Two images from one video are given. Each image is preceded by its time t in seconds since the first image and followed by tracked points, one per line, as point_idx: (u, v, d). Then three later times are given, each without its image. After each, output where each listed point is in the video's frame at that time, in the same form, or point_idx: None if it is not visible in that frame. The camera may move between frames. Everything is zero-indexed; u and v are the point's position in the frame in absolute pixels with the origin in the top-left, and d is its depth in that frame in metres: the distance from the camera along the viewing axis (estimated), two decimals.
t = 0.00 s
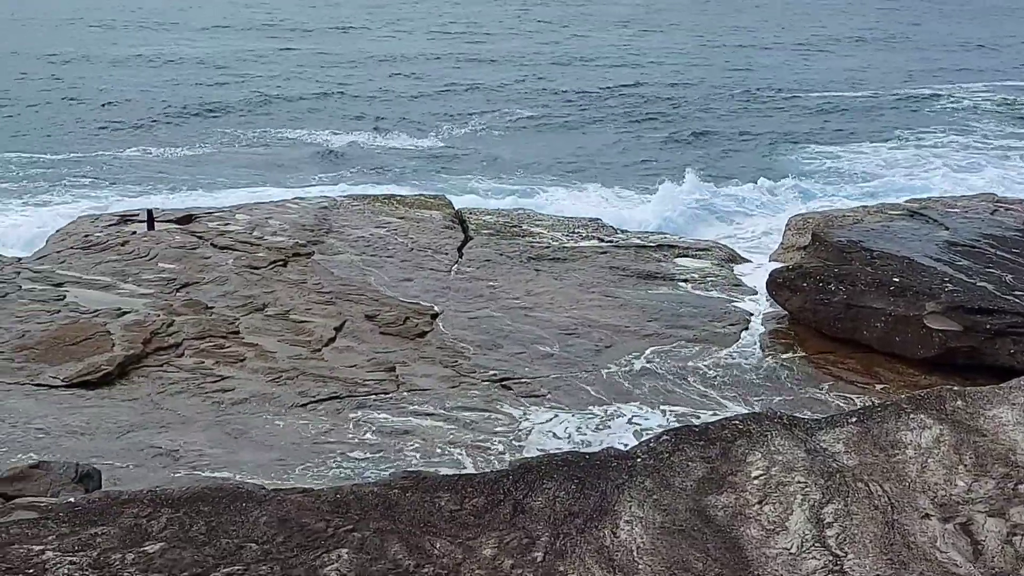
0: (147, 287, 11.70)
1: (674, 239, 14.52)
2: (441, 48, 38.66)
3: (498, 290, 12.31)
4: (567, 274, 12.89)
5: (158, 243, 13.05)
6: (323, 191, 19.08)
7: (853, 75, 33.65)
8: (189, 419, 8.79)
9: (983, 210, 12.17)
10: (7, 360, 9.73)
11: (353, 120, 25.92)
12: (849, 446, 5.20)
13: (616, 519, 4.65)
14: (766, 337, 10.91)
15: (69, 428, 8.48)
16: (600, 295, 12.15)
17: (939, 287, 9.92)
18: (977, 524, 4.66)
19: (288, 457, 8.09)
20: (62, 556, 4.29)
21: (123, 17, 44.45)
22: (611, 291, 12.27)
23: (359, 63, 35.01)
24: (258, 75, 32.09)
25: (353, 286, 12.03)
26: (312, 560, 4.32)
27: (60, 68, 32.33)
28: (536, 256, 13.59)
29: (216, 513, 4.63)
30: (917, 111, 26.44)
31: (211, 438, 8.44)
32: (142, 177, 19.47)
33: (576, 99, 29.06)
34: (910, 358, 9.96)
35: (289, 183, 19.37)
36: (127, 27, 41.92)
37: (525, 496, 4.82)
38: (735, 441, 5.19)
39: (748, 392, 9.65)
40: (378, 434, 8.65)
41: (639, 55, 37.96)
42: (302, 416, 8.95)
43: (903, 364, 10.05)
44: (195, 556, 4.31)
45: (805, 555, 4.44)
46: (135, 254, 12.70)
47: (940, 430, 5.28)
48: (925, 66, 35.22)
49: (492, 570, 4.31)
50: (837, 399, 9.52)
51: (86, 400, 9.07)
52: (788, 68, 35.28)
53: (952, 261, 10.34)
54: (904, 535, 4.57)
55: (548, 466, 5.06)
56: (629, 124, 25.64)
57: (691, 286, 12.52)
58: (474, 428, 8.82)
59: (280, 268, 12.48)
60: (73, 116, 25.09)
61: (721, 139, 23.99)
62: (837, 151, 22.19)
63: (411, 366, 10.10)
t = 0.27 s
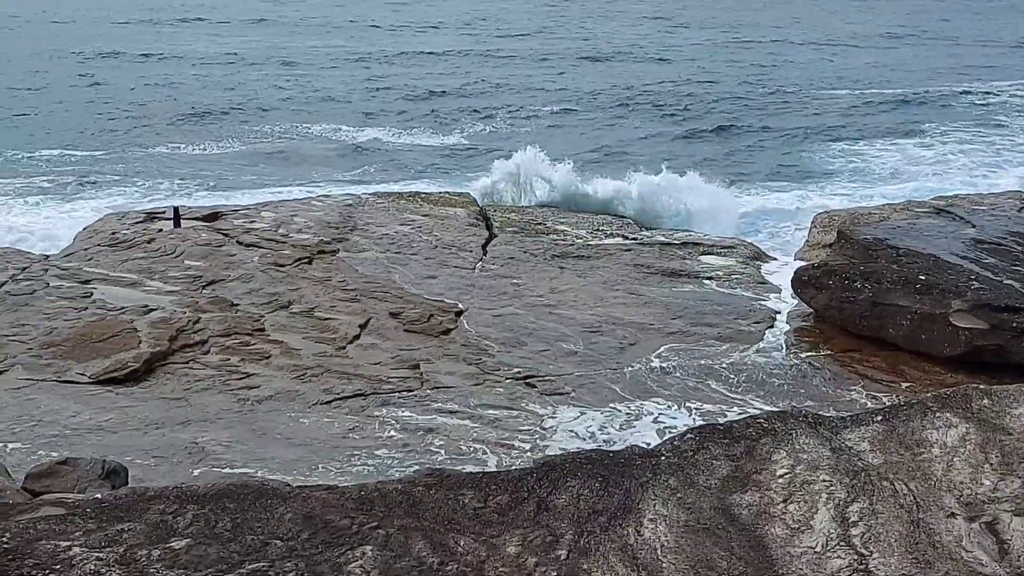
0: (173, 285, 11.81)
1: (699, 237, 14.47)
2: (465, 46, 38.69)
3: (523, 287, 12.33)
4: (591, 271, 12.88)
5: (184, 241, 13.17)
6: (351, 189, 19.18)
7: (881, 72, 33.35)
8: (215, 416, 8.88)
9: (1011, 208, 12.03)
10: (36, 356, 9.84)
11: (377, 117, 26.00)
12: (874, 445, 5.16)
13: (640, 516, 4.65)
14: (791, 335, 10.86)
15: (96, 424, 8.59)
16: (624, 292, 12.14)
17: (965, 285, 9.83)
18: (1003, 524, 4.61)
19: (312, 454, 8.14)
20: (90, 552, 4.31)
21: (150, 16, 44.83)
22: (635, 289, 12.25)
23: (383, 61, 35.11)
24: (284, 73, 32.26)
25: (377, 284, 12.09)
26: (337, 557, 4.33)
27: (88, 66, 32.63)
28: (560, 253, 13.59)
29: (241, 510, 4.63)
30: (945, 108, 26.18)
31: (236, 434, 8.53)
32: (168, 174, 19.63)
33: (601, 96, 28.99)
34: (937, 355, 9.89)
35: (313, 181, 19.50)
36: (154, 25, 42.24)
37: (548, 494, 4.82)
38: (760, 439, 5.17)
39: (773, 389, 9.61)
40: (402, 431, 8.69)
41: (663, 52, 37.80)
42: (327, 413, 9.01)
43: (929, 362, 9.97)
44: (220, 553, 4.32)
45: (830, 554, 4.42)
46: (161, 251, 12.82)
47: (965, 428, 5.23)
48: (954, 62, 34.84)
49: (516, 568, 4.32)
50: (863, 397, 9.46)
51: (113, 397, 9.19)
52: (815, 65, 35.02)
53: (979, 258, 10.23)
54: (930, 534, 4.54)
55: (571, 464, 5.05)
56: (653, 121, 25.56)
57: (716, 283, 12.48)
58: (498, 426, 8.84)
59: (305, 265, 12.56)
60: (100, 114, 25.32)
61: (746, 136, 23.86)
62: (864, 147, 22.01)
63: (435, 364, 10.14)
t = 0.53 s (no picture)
0: (198, 283, 11.92)
1: (722, 236, 14.42)
2: (487, 44, 38.72)
3: (545, 286, 12.33)
4: (613, 270, 12.87)
5: (209, 239, 13.27)
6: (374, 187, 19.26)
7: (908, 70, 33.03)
8: (238, 414, 8.94)
9: None
10: (62, 354, 9.95)
11: (401, 116, 26.07)
12: (898, 445, 5.10)
13: (663, 516, 4.60)
14: (815, 334, 10.80)
15: (121, 422, 8.67)
16: (647, 291, 12.12)
17: (991, 284, 9.79)
18: None
19: (334, 452, 8.19)
20: (113, 548, 4.15)
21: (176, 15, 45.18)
22: (657, 288, 12.23)
23: (406, 60, 35.20)
24: (308, 72, 32.42)
25: (401, 282, 12.14)
26: (360, 555, 4.18)
27: (115, 65, 32.96)
28: (583, 252, 13.59)
29: (264, 507, 4.50)
30: (973, 107, 25.92)
31: (259, 432, 8.57)
32: (193, 172, 19.79)
33: (625, 95, 28.93)
34: (961, 355, 9.80)
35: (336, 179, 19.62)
36: (180, 24, 42.59)
37: (571, 492, 4.76)
38: (783, 439, 5.13)
39: (797, 389, 9.56)
40: (424, 429, 8.73)
41: (687, 51, 37.67)
42: (349, 411, 9.06)
43: (954, 361, 9.89)
44: (243, 550, 4.17)
45: (854, 554, 4.37)
46: (186, 249, 12.94)
47: (991, 429, 5.16)
48: (982, 60, 34.48)
49: (540, 567, 4.22)
50: (887, 396, 9.39)
51: (138, 394, 9.28)
52: (840, 63, 34.76)
53: (1005, 258, 10.18)
54: (953, 534, 4.49)
55: (594, 463, 5.00)
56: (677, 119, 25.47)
57: (739, 282, 12.44)
58: (521, 424, 8.86)
59: (329, 263, 12.64)
60: (127, 113, 25.57)
61: (771, 136, 23.73)
62: (891, 146, 21.83)
63: (458, 362, 10.17)
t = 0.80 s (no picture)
0: (218, 280, 11.99)
1: (741, 233, 14.37)
2: (506, 42, 38.72)
3: (564, 283, 12.34)
4: (632, 268, 12.86)
5: (229, 237, 13.35)
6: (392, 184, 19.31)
7: (930, 67, 32.76)
8: (258, 411, 8.99)
9: None
10: (83, 350, 10.05)
11: (419, 113, 26.13)
12: (918, 443, 5.07)
13: (682, 514, 4.59)
14: (834, 333, 10.74)
15: (142, 418, 8.75)
16: (665, 289, 12.10)
17: (1012, 282, 9.67)
18: None
19: (353, 449, 8.23)
20: (133, 544, 4.18)
21: (196, 13, 45.43)
22: (676, 286, 12.20)
23: (425, 57, 35.24)
24: (327, 69, 32.52)
25: (419, 280, 12.17)
26: (378, 551, 4.20)
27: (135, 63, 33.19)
28: (601, 249, 13.58)
29: (283, 504, 4.52)
30: (996, 104, 25.68)
31: (279, 429, 8.62)
32: (213, 169, 19.91)
33: (644, 93, 28.86)
34: (982, 354, 9.73)
35: (354, 176, 19.71)
36: (201, 22, 42.82)
37: (589, 490, 4.76)
38: (802, 437, 5.11)
39: (816, 387, 9.52)
40: (443, 426, 8.75)
41: (706, 48, 37.54)
42: (368, 408, 9.11)
43: (974, 360, 9.82)
44: (262, 546, 4.19)
45: (873, 553, 4.34)
46: (205, 246, 13.02)
47: (1012, 427, 5.13)
48: (1006, 57, 34.14)
49: (558, 564, 4.22)
50: (906, 395, 9.34)
51: (158, 391, 9.35)
52: (862, 60, 34.52)
53: None
54: (973, 534, 4.46)
55: (612, 460, 5.00)
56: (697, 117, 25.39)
57: (758, 280, 12.39)
58: (541, 422, 8.87)
59: (348, 261, 12.69)
60: (148, 110, 25.74)
61: (791, 134, 23.61)
62: (912, 143, 21.66)
63: (476, 359, 10.19)
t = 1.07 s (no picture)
0: (238, 277, 12.06)
1: (761, 233, 14.31)
2: (526, 40, 38.71)
3: (583, 282, 12.33)
4: (652, 267, 12.82)
5: (249, 234, 13.43)
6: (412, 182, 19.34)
7: (954, 66, 32.48)
8: (277, 408, 9.04)
9: None
10: (105, 346, 10.13)
11: (439, 111, 26.18)
12: (939, 444, 5.04)
13: (700, 513, 4.58)
14: (855, 333, 10.66)
15: (162, 415, 8.81)
16: (685, 288, 12.07)
17: None
18: None
19: (372, 446, 8.27)
20: (154, 539, 4.21)
21: (217, 11, 45.65)
22: (695, 284, 12.16)
23: (445, 55, 35.27)
24: (347, 66, 32.61)
25: (439, 278, 12.19)
26: (397, 548, 4.21)
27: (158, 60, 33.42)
28: (621, 248, 13.56)
29: (302, 500, 4.54)
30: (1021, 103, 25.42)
31: (298, 426, 8.66)
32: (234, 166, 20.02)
33: (665, 91, 28.78)
34: (1003, 355, 9.65)
35: (374, 174, 19.78)
36: (222, 19, 43.06)
37: (608, 489, 4.75)
38: (822, 437, 5.09)
39: (837, 387, 9.47)
40: (462, 424, 8.78)
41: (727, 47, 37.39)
42: (388, 405, 9.14)
43: (995, 361, 9.73)
44: (282, 543, 4.22)
45: (893, 554, 4.31)
46: (226, 244, 13.10)
47: None
48: None
49: (577, 563, 4.22)
50: (927, 396, 9.26)
51: (179, 387, 9.42)
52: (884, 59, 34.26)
53: None
54: (994, 535, 4.42)
55: (630, 459, 5.00)
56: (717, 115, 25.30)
57: (779, 279, 12.33)
58: (560, 420, 8.88)
59: (367, 258, 12.73)
60: (170, 107, 25.91)
61: (812, 133, 23.47)
62: (936, 142, 21.48)
63: (495, 357, 10.21)
